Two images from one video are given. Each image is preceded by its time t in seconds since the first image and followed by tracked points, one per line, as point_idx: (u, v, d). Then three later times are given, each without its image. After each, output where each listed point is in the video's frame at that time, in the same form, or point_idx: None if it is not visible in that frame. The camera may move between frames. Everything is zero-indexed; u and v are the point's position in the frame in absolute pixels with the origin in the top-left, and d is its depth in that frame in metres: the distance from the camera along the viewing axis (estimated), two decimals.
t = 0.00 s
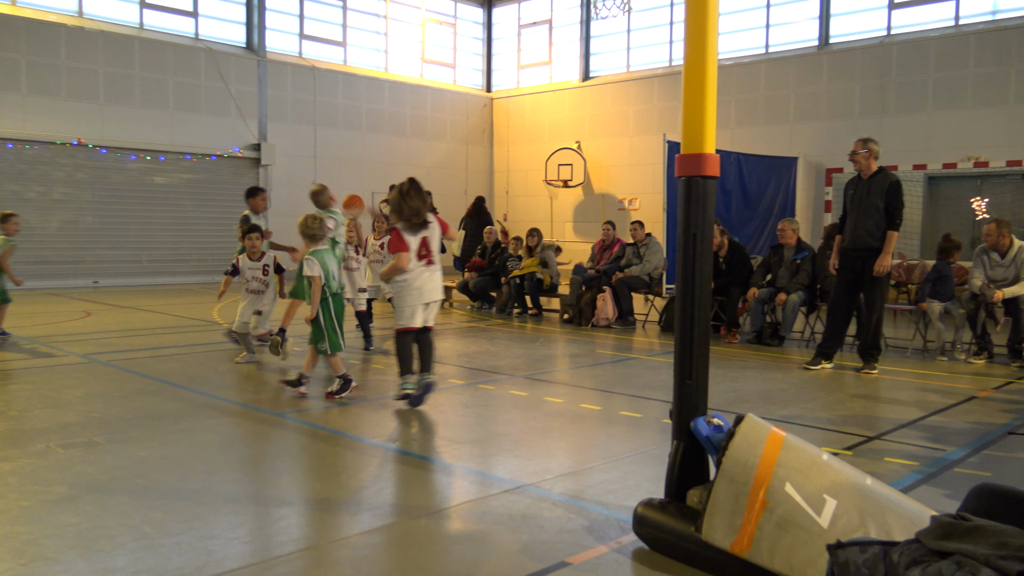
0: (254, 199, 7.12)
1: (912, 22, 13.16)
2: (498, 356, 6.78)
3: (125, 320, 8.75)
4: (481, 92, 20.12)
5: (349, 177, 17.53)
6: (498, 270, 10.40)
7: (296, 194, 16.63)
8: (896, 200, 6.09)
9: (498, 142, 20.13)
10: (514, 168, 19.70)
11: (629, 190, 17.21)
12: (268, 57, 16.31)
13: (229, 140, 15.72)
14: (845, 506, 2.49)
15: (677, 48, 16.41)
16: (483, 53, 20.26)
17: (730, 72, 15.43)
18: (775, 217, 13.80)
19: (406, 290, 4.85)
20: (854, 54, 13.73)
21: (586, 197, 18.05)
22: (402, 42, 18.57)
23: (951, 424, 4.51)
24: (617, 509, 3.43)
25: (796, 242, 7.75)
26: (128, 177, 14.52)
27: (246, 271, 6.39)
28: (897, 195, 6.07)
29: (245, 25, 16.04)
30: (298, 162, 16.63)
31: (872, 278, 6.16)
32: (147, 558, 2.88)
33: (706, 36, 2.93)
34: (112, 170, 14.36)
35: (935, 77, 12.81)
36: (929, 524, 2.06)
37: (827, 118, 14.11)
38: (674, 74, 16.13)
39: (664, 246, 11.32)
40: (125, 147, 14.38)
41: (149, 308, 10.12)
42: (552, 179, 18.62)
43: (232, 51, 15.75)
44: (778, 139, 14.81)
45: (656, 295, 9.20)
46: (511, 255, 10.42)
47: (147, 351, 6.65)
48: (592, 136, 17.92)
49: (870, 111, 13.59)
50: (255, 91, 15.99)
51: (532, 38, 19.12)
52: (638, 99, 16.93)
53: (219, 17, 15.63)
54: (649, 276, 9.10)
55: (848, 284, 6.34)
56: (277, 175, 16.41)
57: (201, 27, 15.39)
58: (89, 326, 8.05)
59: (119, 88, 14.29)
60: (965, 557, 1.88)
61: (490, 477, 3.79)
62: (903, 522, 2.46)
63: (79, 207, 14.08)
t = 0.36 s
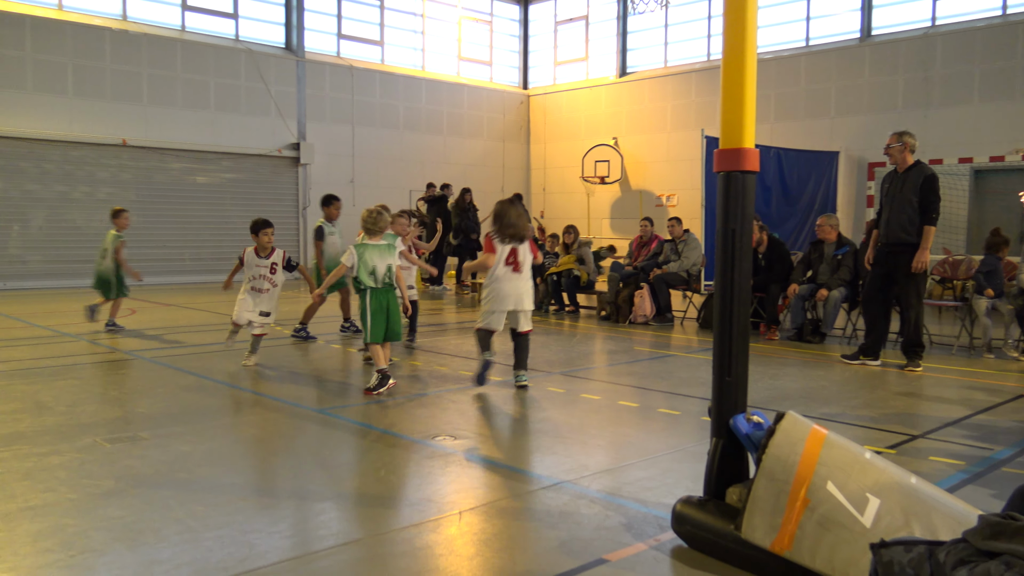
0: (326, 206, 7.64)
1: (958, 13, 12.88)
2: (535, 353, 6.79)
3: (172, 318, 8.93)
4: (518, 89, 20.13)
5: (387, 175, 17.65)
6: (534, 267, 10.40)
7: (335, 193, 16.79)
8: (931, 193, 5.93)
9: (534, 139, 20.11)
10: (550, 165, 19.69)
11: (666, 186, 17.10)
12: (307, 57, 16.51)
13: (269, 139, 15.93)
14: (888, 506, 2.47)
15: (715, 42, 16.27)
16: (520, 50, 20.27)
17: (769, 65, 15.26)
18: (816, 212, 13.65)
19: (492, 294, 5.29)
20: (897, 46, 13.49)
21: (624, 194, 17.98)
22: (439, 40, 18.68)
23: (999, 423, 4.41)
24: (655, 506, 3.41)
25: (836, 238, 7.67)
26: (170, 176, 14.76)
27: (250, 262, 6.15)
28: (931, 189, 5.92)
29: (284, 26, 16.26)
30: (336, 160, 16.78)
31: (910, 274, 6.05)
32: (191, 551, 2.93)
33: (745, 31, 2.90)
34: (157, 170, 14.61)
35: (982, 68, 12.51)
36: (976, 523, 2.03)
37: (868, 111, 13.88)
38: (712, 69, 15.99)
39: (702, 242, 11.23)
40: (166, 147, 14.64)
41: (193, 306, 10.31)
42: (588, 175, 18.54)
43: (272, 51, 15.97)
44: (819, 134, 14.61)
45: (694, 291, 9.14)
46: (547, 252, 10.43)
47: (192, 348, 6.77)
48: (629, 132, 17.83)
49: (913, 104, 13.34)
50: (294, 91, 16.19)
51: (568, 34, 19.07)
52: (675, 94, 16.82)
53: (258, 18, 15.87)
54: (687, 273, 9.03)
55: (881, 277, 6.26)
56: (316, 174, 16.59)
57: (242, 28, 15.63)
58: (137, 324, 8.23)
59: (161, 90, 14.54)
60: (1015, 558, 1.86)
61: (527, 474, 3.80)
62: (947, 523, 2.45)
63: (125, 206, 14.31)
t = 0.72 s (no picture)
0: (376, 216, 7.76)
1: (990, 4, 12.67)
2: (560, 349, 6.78)
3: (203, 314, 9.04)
4: (542, 86, 20.10)
5: (412, 172, 17.72)
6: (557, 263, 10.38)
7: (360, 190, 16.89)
8: (933, 186, 5.88)
9: (559, 136, 20.08)
10: (575, 161, 19.64)
11: (692, 182, 17.02)
12: (333, 55, 16.61)
13: (295, 137, 16.06)
14: (918, 504, 2.45)
15: (741, 36, 16.16)
16: (544, 46, 20.24)
17: (796, 59, 15.12)
18: (843, 207, 13.46)
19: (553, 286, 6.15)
20: (927, 38, 13.30)
21: (649, 190, 17.89)
22: (463, 38, 18.73)
23: None
24: (681, 503, 3.40)
25: (863, 234, 7.65)
26: (198, 175, 14.91)
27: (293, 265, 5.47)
28: (933, 182, 5.87)
29: (310, 25, 16.39)
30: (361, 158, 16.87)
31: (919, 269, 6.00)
32: (220, 546, 2.97)
33: (771, 25, 2.88)
34: (185, 169, 14.77)
35: (1014, 59, 12.29)
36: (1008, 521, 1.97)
37: (897, 104, 13.72)
38: (738, 63, 15.88)
39: (728, 238, 11.16)
40: (194, 146, 14.80)
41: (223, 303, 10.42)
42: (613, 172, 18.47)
43: (298, 50, 16.09)
44: (847, 129, 14.47)
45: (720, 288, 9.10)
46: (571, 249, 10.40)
47: (222, 344, 6.85)
48: (654, 128, 17.73)
49: (943, 97, 13.15)
50: (319, 89, 16.30)
51: (593, 30, 19.00)
52: (701, 89, 16.73)
53: (284, 17, 16.01)
54: (712, 269, 9.03)
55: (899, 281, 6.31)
56: (342, 171, 16.70)
57: (268, 28, 15.77)
58: (167, 321, 8.34)
59: (188, 89, 14.70)
60: None
61: (552, 470, 3.81)
62: (979, 521, 2.42)
63: (153, 205, 14.47)
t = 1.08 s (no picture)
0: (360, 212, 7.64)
1: None
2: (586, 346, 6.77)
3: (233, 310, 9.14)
4: (569, 82, 20.05)
5: (439, 169, 17.77)
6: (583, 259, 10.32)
7: (387, 187, 16.96)
8: (933, 181, 5.78)
9: (585, 132, 20.03)
10: (601, 158, 19.59)
11: (720, 178, 16.91)
12: (360, 52, 16.70)
13: (323, 134, 16.18)
14: (952, 503, 2.41)
15: (771, 31, 16.02)
16: (571, 42, 20.18)
17: (827, 54, 14.96)
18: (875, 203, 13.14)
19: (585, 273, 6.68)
20: (960, 31, 13.10)
21: (676, 185, 17.79)
22: (490, 34, 18.76)
23: None
24: (709, 501, 3.38)
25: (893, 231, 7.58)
26: (227, 172, 15.06)
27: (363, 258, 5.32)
28: (932, 177, 5.77)
29: (337, 22, 16.49)
30: (388, 154, 16.94)
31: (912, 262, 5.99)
32: (250, 538, 3.00)
33: (802, 19, 2.85)
34: (214, 166, 14.92)
35: None
36: None
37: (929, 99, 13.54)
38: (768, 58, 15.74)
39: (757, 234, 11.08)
40: (222, 143, 14.94)
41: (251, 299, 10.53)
42: (640, 168, 18.38)
43: (326, 48, 16.21)
44: (877, 124, 14.30)
45: (749, 284, 9.01)
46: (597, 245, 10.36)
47: (250, 339, 6.92)
48: (682, 124, 17.61)
49: (977, 91, 12.94)
50: (347, 86, 16.40)
51: (620, 25, 18.90)
52: (730, 84, 16.61)
53: (313, 15, 16.13)
54: (741, 266, 8.90)
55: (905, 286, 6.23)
56: (369, 168, 16.79)
57: (296, 26, 15.90)
58: (197, 316, 8.44)
59: (218, 87, 14.85)
60: None
61: (579, 466, 3.80)
62: (1015, 521, 2.37)
63: (183, 202, 14.65)
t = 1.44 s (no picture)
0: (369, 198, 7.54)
1: None
2: (609, 343, 6.75)
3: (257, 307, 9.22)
4: (592, 78, 19.97)
5: (463, 165, 17.80)
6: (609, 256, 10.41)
7: (411, 184, 17.01)
8: (932, 181, 5.68)
9: (609, 128, 19.96)
10: (625, 154, 19.51)
11: (745, 174, 16.78)
12: (384, 50, 16.75)
13: (347, 132, 16.27)
14: (981, 503, 2.38)
15: (797, 25, 15.87)
16: (594, 38, 20.10)
17: (854, 48, 14.79)
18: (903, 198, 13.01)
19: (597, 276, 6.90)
20: (991, 23, 12.89)
21: (701, 182, 17.68)
22: (513, 31, 18.74)
23: None
24: (734, 499, 3.36)
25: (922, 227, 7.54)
26: (253, 170, 15.19)
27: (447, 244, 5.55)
28: (932, 177, 5.67)
29: (361, 20, 16.57)
30: (412, 151, 17.00)
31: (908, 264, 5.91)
32: (276, 533, 3.02)
33: (829, 12, 2.81)
34: (239, 163, 15.05)
35: None
36: None
37: (959, 93, 13.35)
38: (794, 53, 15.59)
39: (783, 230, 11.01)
40: (248, 141, 15.07)
41: (276, 296, 10.61)
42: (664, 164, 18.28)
43: (350, 45, 16.29)
44: (905, 118, 14.12)
45: (774, 281, 8.93)
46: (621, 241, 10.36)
47: (275, 336, 6.97)
48: (706, 119, 17.51)
49: (1008, 85, 12.73)
50: (371, 84, 16.47)
51: (644, 21, 18.79)
52: (754, 79, 16.49)
53: (337, 13, 16.20)
54: (766, 263, 8.84)
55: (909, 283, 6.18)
56: (393, 165, 16.86)
57: (321, 24, 15.98)
58: (223, 313, 8.53)
59: (243, 85, 14.98)
60: None
61: (603, 463, 3.79)
62: None
63: (209, 200, 14.79)
